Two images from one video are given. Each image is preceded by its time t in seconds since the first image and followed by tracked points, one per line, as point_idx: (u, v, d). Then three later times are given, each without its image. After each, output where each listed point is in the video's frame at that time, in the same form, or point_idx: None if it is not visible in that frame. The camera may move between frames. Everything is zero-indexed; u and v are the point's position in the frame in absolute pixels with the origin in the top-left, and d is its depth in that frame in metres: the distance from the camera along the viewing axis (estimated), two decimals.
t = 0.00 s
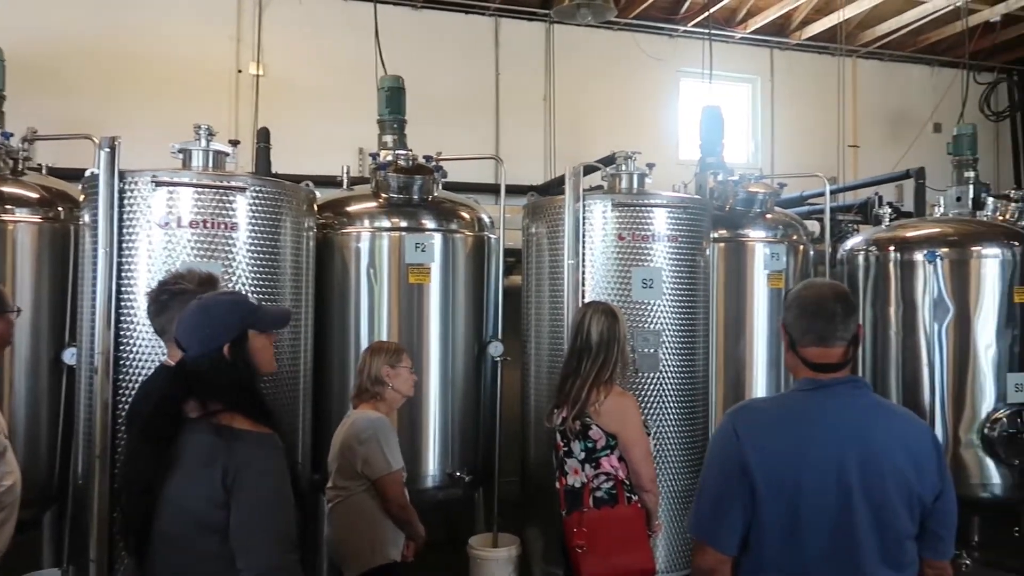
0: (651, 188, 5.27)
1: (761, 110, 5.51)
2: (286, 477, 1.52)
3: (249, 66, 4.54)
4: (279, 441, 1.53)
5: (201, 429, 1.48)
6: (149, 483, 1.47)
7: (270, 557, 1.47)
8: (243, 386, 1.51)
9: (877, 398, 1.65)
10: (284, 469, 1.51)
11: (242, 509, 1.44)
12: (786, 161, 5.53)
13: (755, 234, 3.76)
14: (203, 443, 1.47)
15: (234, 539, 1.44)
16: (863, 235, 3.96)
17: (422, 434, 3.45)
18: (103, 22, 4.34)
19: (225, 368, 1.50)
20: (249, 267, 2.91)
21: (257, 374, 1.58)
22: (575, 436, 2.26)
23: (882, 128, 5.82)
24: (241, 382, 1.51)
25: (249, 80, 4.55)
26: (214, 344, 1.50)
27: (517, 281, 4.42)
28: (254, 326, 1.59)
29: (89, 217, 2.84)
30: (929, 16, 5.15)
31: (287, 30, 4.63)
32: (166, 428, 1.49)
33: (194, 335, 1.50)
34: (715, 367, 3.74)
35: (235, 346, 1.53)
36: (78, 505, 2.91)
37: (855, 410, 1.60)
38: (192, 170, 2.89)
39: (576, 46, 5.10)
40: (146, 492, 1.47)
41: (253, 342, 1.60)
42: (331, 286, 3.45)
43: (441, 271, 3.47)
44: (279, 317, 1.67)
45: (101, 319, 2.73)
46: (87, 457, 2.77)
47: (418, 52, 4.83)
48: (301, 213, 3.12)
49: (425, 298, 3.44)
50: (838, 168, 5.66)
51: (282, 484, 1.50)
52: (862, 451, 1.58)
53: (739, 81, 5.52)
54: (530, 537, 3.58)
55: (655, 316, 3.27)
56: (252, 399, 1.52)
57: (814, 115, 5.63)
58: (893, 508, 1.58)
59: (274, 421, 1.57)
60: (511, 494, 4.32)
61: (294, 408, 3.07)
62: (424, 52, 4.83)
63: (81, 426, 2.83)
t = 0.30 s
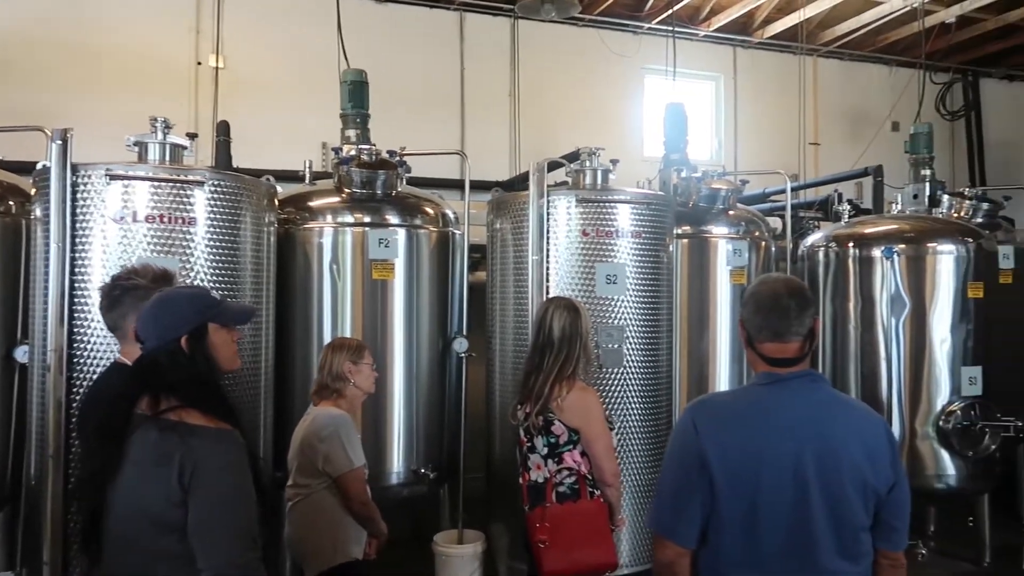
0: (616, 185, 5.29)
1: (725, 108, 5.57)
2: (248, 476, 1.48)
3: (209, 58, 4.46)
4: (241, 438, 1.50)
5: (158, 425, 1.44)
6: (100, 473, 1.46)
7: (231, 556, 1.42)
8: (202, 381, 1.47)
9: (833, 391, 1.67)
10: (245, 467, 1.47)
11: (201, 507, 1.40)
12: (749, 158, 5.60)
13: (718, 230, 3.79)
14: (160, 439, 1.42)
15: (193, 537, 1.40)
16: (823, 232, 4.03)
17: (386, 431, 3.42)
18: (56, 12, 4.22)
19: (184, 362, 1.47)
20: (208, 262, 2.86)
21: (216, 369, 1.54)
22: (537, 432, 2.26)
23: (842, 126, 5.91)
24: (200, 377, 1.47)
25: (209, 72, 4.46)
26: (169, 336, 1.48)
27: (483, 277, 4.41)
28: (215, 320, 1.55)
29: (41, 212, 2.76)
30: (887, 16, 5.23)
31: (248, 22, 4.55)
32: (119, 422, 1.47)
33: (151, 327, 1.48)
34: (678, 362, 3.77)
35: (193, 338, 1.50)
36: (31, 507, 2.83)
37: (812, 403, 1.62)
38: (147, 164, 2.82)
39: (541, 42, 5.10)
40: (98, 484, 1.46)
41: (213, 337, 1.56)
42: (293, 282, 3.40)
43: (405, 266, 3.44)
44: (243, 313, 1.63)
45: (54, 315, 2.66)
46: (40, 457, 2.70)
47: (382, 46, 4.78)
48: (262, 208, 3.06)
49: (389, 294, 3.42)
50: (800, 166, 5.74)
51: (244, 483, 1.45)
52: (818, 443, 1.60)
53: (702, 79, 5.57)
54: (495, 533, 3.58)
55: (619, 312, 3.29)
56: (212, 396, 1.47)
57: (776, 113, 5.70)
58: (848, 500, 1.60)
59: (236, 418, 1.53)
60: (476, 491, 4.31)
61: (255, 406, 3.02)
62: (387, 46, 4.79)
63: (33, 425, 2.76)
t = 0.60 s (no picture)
0: (584, 183, 5.31)
1: (692, 108, 5.61)
2: (212, 476, 1.45)
3: (173, 51, 4.39)
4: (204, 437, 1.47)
5: (119, 425, 1.41)
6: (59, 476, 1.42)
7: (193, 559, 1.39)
8: (165, 378, 1.44)
9: (793, 388, 1.69)
10: (209, 468, 1.44)
11: (163, 510, 1.37)
12: (716, 158, 5.65)
13: (684, 229, 3.83)
14: (121, 440, 1.39)
15: (154, 540, 1.37)
16: (787, 232, 4.10)
17: (352, 429, 3.39)
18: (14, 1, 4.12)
19: (147, 359, 1.44)
20: (170, 258, 2.81)
21: (181, 366, 1.52)
22: (502, 429, 2.27)
23: (807, 128, 6.00)
24: (163, 374, 1.45)
25: (172, 65, 4.39)
26: (131, 333, 1.45)
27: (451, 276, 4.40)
28: (179, 316, 1.52)
29: None
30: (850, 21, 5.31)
31: (214, 15, 4.48)
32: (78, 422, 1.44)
33: (113, 324, 1.45)
34: (645, 361, 3.79)
35: (156, 336, 1.48)
36: None
37: (773, 401, 1.63)
38: (107, 158, 2.77)
39: (510, 41, 5.10)
40: (58, 487, 1.43)
41: (178, 334, 1.53)
42: (257, 279, 3.36)
43: (372, 264, 3.42)
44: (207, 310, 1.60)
45: (8, 312, 2.59)
46: None
47: (350, 42, 4.74)
48: (225, 203, 3.02)
49: (355, 292, 3.39)
50: (765, 166, 5.81)
51: (207, 484, 1.42)
52: (778, 440, 1.61)
53: (670, 79, 5.61)
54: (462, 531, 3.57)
55: (586, 310, 3.30)
56: (175, 394, 1.44)
57: (742, 114, 5.77)
58: (807, 496, 1.62)
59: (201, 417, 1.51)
60: (442, 489, 4.31)
61: (218, 405, 2.97)
62: (356, 42, 4.75)
63: None
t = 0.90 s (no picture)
0: (556, 182, 5.32)
1: (664, 107, 5.65)
2: (176, 477, 1.43)
3: (138, 45, 4.32)
4: (170, 436, 1.45)
5: (76, 427, 1.37)
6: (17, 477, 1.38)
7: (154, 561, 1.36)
8: (135, 377, 1.42)
9: (758, 385, 1.70)
10: (174, 468, 1.42)
11: (125, 512, 1.34)
12: (687, 157, 5.69)
13: (655, 227, 3.85)
14: (82, 440, 1.36)
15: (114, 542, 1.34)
16: (756, 230, 4.14)
17: (321, 428, 3.37)
18: None
19: (116, 358, 1.42)
20: (134, 255, 2.76)
21: (150, 363, 1.50)
22: (469, 427, 2.27)
23: (777, 127, 6.07)
24: (133, 373, 1.43)
25: (137, 59, 4.32)
26: (101, 332, 1.42)
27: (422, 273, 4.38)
28: (144, 312, 1.50)
29: None
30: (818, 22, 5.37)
31: (181, 9, 4.42)
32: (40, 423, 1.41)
33: (79, 324, 1.41)
34: (616, 359, 3.81)
35: (125, 333, 1.46)
36: None
37: (738, 397, 1.64)
38: (69, 153, 2.71)
39: (482, 38, 5.09)
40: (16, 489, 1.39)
41: (146, 329, 1.52)
42: (225, 277, 3.32)
43: (341, 261, 3.40)
44: (172, 303, 1.59)
45: None
46: None
47: (321, 38, 4.70)
48: (192, 200, 2.98)
49: (326, 289, 3.37)
50: (735, 165, 5.87)
51: (171, 485, 1.40)
52: (743, 435, 1.62)
53: (641, 78, 5.64)
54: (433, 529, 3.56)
55: (557, 307, 3.30)
56: (141, 392, 1.42)
57: (713, 113, 5.82)
58: (772, 491, 1.62)
59: (169, 415, 1.49)
60: (414, 488, 4.29)
61: (184, 404, 2.93)
62: (326, 38, 4.71)
63: None
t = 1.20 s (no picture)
0: (529, 181, 5.32)
1: (637, 107, 5.67)
2: (139, 475, 1.40)
3: (105, 39, 4.24)
4: (132, 435, 1.42)
5: (34, 426, 1.34)
6: None
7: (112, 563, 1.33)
8: (93, 375, 1.40)
9: (727, 382, 1.70)
10: (136, 467, 1.39)
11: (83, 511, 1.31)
12: (660, 157, 5.72)
13: (628, 227, 3.86)
14: (39, 440, 1.33)
15: (71, 543, 1.31)
16: (728, 230, 4.18)
17: (292, 428, 3.33)
18: None
19: (74, 357, 1.39)
20: (99, 253, 2.71)
21: (110, 360, 1.47)
22: (439, 426, 2.26)
23: (748, 128, 6.13)
24: (91, 371, 1.40)
25: (104, 53, 4.24)
26: (56, 330, 1.38)
27: (395, 272, 4.36)
28: (99, 307, 1.46)
29: None
30: (789, 24, 5.42)
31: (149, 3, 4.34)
32: None
33: (31, 324, 1.36)
34: (589, 358, 3.82)
35: (81, 329, 1.42)
36: None
37: (707, 394, 1.64)
38: (32, 147, 2.65)
39: (456, 36, 5.07)
40: None
41: (102, 325, 1.48)
42: (194, 275, 3.27)
43: (313, 260, 3.36)
44: (130, 295, 1.53)
45: None
46: None
47: (293, 34, 4.66)
48: (160, 197, 2.93)
49: (297, 288, 3.33)
50: (707, 166, 5.91)
51: (133, 484, 1.37)
52: (713, 432, 1.62)
53: (615, 78, 5.66)
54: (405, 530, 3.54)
55: (530, 306, 3.30)
56: (102, 391, 1.40)
57: (686, 114, 5.85)
58: (740, 487, 1.62)
59: (129, 414, 1.46)
60: (386, 488, 4.27)
61: (151, 405, 2.88)
62: (298, 33, 4.67)
63: None
